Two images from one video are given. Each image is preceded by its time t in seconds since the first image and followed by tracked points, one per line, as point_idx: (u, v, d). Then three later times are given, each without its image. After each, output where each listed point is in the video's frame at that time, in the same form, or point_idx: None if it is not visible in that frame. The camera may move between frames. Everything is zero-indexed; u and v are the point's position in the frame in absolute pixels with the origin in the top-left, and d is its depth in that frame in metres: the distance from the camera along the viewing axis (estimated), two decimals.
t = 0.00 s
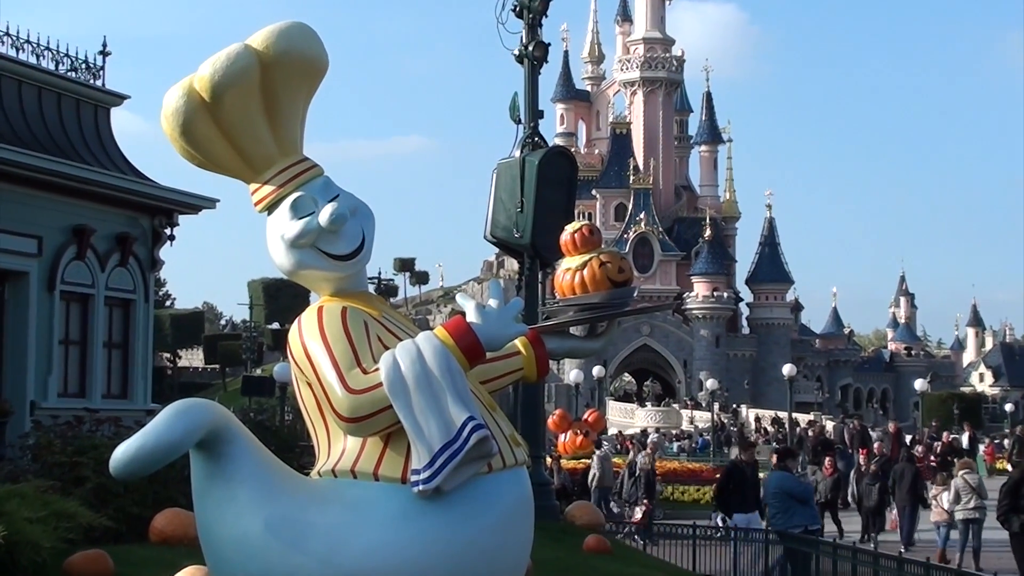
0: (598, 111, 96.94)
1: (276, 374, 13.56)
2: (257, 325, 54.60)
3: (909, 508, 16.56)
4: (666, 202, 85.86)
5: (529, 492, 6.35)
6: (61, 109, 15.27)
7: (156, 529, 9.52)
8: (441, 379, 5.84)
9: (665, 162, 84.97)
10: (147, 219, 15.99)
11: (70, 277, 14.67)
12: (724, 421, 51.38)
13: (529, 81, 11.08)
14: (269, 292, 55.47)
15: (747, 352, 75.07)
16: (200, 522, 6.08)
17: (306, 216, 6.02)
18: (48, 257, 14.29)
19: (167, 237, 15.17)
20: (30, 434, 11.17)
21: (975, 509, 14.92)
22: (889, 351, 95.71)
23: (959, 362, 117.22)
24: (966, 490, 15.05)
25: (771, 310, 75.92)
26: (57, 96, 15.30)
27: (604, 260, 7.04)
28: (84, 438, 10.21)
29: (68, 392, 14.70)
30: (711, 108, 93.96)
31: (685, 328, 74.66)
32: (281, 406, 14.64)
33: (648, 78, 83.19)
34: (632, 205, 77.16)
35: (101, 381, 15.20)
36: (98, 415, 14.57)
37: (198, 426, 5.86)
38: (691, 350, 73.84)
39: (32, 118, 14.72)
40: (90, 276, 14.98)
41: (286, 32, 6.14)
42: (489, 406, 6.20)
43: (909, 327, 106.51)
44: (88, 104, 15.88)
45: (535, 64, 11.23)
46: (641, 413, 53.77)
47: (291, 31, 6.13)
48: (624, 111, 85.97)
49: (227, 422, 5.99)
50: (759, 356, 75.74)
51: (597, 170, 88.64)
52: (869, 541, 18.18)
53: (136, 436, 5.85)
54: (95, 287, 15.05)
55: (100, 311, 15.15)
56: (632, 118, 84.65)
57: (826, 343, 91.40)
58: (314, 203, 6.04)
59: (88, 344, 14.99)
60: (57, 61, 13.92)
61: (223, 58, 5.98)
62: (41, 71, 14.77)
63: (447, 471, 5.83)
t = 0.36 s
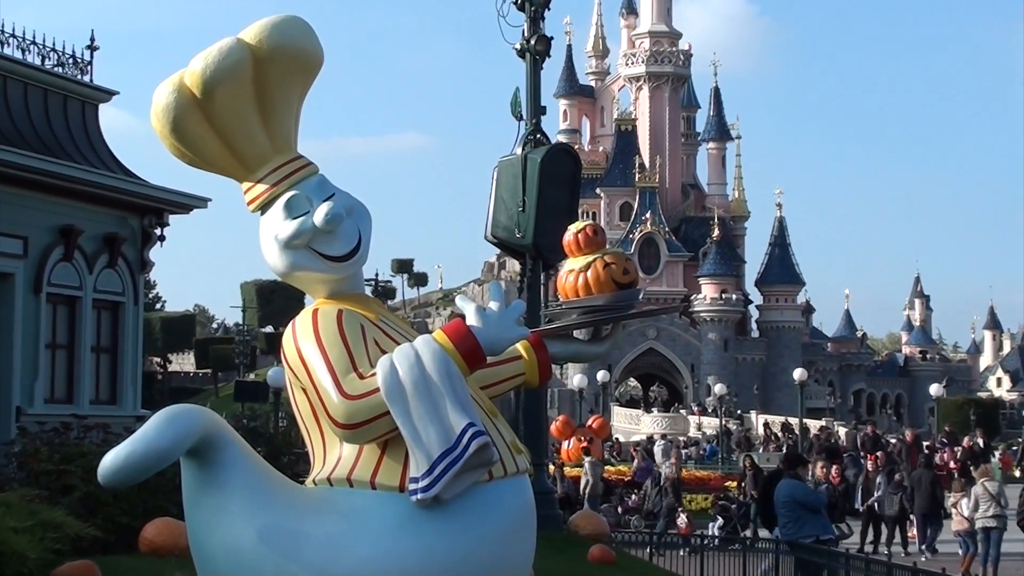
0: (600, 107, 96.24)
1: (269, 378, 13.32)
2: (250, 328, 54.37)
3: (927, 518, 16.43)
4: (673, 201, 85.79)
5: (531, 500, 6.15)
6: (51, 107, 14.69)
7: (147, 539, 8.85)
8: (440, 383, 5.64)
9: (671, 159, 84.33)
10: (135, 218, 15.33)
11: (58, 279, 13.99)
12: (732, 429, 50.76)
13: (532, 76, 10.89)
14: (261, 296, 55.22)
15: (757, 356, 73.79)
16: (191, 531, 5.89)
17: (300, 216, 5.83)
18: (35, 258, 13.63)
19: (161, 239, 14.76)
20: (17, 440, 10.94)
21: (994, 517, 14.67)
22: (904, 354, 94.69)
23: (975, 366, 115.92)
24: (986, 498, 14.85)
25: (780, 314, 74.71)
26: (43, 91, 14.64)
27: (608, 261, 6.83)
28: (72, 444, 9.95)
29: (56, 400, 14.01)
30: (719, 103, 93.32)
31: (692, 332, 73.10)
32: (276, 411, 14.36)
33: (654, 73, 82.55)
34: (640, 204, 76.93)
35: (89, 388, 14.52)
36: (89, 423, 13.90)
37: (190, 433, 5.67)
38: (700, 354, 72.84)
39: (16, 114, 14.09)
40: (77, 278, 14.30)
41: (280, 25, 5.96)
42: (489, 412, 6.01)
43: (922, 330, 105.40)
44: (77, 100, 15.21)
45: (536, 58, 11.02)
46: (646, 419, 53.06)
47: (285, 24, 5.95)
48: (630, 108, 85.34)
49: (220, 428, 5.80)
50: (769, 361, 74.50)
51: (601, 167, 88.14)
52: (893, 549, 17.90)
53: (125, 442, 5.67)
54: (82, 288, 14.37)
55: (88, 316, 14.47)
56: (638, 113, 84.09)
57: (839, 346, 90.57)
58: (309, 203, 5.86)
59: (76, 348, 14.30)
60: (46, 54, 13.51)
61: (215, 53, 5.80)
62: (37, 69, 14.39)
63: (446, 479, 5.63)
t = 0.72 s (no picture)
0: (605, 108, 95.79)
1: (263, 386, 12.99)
2: (241, 337, 54.09)
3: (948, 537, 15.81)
4: (682, 205, 84.72)
5: (533, 514, 5.95)
6: (37, 107, 14.49)
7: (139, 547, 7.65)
8: (439, 394, 5.44)
9: (678, 161, 83.82)
10: (124, 222, 15.00)
11: (44, 285, 13.66)
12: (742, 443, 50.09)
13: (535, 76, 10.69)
14: (255, 303, 54.87)
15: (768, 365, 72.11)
16: (181, 545, 5.69)
17: (295, 221, 5.64)
18: (20, 262, 13.32)
19: (152, 243, 14.54)
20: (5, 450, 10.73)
21: (1010, 533, 14.39)
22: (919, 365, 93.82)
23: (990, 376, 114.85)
24: (1003, 513, 14.53)
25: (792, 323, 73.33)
26: (29, 90, 14.45)
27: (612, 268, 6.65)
28: (59, 454, 9.73)
29: (41, 409, 13.67)
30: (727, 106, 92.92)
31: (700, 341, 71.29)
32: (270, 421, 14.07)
33: (661, 72, 82.31)
34: (646, 207, 76.77)
35: (76, 397, 14.18)
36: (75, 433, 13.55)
37: (181, 444, 5.48)
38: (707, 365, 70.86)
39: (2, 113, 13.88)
40: (64, 283, 13.98)
41: (274, 22, 5.76)
42: (489, 425, 5.81)
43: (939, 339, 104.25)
44: (65, 100, 15.02)
45: (540, 58, 10.83)
46: (653, 432, 52.90)
47: (279, 22, 5.75)
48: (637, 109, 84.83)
49: (210, 439, 5.61)
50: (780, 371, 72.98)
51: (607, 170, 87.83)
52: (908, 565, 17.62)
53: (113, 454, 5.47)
54: (69, 294, 14.05)
55: (75, 322, 14.14)
56: (644, 114, 83.83)
57: (851, 356, 89.87)
58: (304, 207, 5.66)
59: (62, 356, 13.97)
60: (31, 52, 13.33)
61: (207, 52, 5.60)
62: (23, 69, 14.18)
63: (445, 494, 5.44)
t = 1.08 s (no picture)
0: (610, 111, 95.44)
1: (253, 399, 12.99)
2: (231, 347, 54.01)
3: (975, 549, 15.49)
4: (689, 210, 84.55)
5: (534, 530, 5.75)
6: (21, 109, 14.33)
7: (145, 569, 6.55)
8: (437, 406, 5.25)
9: (684, 166, 83.56)
10: (111, 228, 14.83)
11: (29, 292, 13.47)
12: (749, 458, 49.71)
13: (537, 77, 10.50)
14: (247, 312, 54.82)
15: (778, 378, 71.76)
16: (170, 561, 5.49)
17: (288, 227, 5.46)
18: (4, 268, 13.12)
19: (140, 251, 14.38)
20: None
21: None
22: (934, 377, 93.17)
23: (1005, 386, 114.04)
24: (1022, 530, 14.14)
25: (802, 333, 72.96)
26: (13, 91, 14.27)
27: (617, 276, 6.46)
28: (44, 467, 9.57)
29: (26, 421, 13.46)
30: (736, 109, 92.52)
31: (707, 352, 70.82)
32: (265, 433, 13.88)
33: (668, 74, 81.95)
34: (652, 213, 76.64)
35: (61, 407, 13.97)
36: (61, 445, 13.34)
37: (171, 457, 5.29)
38: (716, 376, 70.43)
39: None
40: (50, 291, 13.78)
41: (267, 22, 5.58)
42: (490, 438, 5.61)
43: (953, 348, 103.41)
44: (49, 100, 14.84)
45: (542, 59, 10.64)
46: (658, 446, 53.07)
47: (273, 22, 5.57)
48: (643, 111, 84.54)
49: (202, 451, 5.42)
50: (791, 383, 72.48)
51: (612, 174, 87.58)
52: None
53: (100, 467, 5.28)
54: (55, 302, 13.85)
55: (61, 330, 13.95)
56: (650, 118, 83.40)
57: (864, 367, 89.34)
58: (299, 212, 5.48)
59: (47, 367, 13.77)
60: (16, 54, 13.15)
61: (198, 52, 5.42)
62: (9, 69, 14.00)
63: (443, 509, 5.25)
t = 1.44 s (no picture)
0: (613, 111, 95.11)
1: (244, 411, 12.89)
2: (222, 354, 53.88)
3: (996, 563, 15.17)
4: (694, 214, 84.23)
5: (533, 544, 5.55)
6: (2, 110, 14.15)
7: None
8: (433, 417, 5.05)
9: (688, 169, 83.28)
10: (95, 233, 14.64)
11: (10, 299, 13.27)
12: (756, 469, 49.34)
13: (535, 76, 10.30)
14: (235, 320, 54.78)
15: (787, 388, 71.43)
16: None
17: (279, 231, 5.27)
18: None
19: (124, 256, 14.21)
20: None
21: None
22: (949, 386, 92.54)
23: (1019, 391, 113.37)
24: None
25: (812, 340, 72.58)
26: None
27: (618, 282, 6.27)
28: (26, 484, 9.44)
29: (9, 432, 13.25)
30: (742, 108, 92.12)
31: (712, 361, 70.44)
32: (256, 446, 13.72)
33: (672, 71, 81.67)
34: (655, 217, 76.43)
35: (44, 418, 13.77)
36: (44, 458, 13.16)
37: (158, 471, 5.09)
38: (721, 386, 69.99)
39: None
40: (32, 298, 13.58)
41: (258, 19, 5.39)
42: (487, 449, 5.41)
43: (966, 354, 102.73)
44: (32, 101, 14.66)
45: (541, 57, 10.44)
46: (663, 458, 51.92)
47: (264, 19, 5.38)
48: (646, 113, 84.25)
49: (189, 465, 5.22)
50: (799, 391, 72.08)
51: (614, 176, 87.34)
52: None
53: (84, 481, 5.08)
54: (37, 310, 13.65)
55: (44, 339, 13.74)
56: (653, 119, 83.08)
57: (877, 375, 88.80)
58: (289, 216, 5.29)
59: (30, 377, 13.56)
60: None
61: (186, 51, 5.23)
62: None
63: (438, 524, 5.05)
